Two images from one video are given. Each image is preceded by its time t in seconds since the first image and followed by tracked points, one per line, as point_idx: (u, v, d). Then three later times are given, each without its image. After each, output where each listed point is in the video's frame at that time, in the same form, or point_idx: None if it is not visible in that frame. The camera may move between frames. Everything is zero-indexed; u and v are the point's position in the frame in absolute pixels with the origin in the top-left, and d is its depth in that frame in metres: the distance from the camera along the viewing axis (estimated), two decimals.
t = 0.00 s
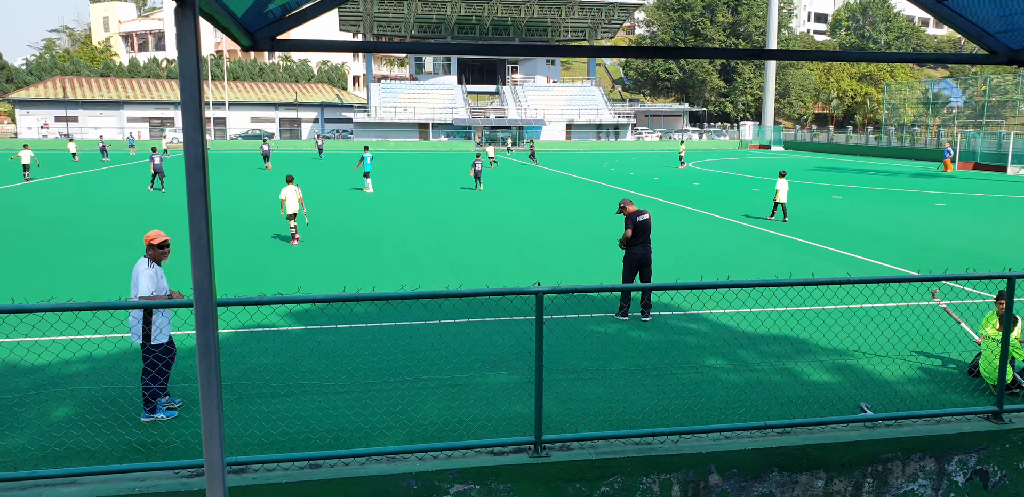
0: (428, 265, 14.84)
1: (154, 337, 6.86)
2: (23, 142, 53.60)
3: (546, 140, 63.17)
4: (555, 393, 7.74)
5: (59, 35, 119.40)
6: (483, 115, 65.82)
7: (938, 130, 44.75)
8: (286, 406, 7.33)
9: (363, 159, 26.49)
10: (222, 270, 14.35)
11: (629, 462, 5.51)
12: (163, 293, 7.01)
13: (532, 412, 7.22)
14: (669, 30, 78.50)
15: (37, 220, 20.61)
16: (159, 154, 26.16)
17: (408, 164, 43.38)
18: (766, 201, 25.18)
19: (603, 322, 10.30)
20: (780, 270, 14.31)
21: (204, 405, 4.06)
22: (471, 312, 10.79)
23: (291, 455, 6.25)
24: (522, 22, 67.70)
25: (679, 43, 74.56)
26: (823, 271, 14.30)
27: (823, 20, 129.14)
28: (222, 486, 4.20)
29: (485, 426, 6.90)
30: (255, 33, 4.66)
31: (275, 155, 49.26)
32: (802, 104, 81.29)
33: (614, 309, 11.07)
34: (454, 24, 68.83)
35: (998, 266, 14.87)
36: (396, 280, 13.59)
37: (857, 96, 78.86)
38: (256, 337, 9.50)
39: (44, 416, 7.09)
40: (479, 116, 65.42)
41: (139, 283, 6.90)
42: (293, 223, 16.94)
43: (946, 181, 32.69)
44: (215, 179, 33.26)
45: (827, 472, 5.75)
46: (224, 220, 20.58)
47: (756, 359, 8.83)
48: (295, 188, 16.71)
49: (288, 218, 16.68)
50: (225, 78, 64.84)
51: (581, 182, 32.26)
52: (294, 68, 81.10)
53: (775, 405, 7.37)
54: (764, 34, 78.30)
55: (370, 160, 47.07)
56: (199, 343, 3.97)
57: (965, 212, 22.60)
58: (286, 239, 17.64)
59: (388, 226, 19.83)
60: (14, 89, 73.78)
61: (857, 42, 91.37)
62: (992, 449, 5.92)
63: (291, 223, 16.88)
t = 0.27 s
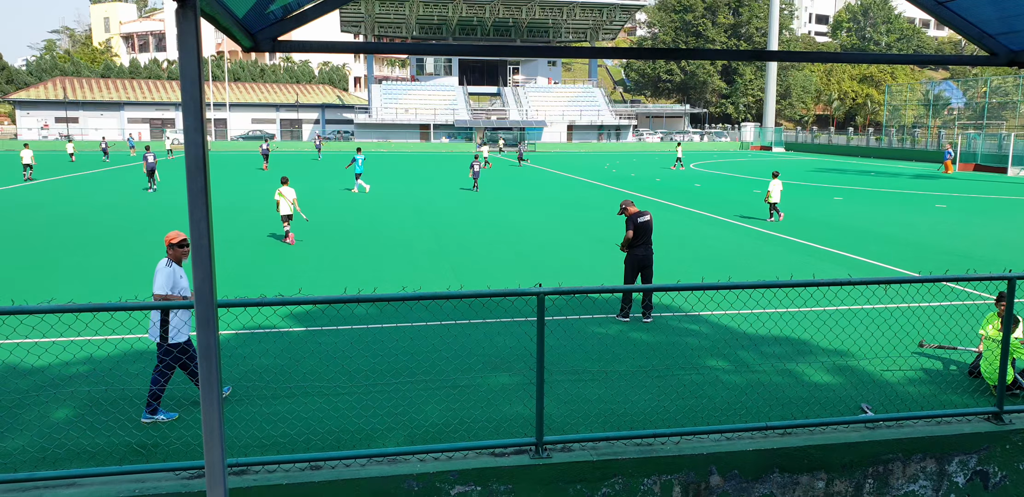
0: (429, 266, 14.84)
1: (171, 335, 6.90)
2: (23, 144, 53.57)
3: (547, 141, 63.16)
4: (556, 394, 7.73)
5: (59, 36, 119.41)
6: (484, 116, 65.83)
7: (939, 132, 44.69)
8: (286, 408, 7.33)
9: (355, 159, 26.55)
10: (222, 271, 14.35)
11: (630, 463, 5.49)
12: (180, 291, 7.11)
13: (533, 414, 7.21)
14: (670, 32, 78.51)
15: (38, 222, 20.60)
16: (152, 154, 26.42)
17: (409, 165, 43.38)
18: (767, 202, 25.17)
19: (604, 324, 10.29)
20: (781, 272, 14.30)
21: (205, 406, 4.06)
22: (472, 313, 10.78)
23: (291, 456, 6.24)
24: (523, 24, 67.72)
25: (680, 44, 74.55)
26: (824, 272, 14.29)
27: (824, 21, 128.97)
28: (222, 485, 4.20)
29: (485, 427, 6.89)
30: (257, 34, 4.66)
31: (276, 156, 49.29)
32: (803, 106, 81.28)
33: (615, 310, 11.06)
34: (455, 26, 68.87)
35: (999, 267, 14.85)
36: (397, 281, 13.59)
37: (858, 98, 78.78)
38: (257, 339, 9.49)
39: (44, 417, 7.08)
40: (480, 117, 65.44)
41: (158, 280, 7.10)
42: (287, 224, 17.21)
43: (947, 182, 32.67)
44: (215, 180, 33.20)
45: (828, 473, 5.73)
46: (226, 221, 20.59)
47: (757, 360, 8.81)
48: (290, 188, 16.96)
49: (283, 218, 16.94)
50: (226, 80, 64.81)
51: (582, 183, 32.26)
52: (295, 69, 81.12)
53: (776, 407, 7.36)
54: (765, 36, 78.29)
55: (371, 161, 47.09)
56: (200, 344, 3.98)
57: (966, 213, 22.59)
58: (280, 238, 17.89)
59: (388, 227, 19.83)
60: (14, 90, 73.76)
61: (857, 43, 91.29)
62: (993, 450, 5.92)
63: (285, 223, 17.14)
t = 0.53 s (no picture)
0: (427, 270, 14.78)
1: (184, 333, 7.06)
2: (21, 146, 53.52)
3: (544, 145, 63.20)
4: (554, 404, 7.68)
5: (58, 38, 119.43)
6: (482, 119, 65.87)
7: (936, 137, 44.77)
8: (282, 417, 7.27)
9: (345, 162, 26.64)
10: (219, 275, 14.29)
11: (628, 476, 5.43)
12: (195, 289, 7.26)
13: (531, 424, 7.15)
14: (668, 36, 78.68)
15: (36, 225, 20.54)
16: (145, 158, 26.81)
17: (407, 169, 43.37)
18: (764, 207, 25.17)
19: (602, 331, 10.25)
20: (779, 278, 14.27)
21: (201, 417, 4.04)
22: (470, 320, 10.73)
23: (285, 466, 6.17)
24: (522, 27, 67.79)
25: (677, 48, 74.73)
26: (823, 278, 14.26)
27: (822, 26, 129.14)
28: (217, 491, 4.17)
29: (483, 437, 6.83)
30: (257, 36, 4.61)
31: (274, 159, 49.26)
32: (800, 110, 81.50)
33: (612, 317, 11.02)
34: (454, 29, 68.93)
35: (996, 274, 14.85)
36: (395, 285, 13.53)
37: (854, 103, 78.97)
38: (253, 345, 9.43)
39: (37, 426, 7.01)
40: (478, 121, 65.47)
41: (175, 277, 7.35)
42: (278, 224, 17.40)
43: (944, 187, 32.72)
44: (214, 183, 33.14)
45: (828, 487, 5.64)
46: (222, 225, 20.53)
47: (756, 369, 8.77)
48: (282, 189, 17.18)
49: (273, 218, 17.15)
50: (224, 82, 64.77)
51: (580, 187, 32.26)
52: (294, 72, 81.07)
53: (775, 417, 7.31)
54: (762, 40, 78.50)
55: (369, 164, 47.07)
56: (196, 354, 3.94)
57: (963, 219, 22.60)
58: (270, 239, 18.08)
59: (385, 231, 19.78)
60: (12, 92, 73.73)
61: (854, 48, 91.58)
62: (994, 463, 5.87)
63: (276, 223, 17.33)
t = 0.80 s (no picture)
0: (428, 288, 14.80)
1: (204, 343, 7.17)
2: (23, 164, 53.71)
3: (544, 163, 63.42)
4: (553, 417, 7.68)
5: (60, 58, 120.20)
6: (482, 138, 66.16)
7: (935, 155, 44.93)
8: (281, 430, 7.27)
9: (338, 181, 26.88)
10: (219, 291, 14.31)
11: (628, 488, 5.44)
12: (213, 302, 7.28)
13: (530, 438, 7.16)
14: (667, 55, 79.16)
15: (37, 242, 20.58)
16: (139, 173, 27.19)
17: (407, 187, 43.50)
18: (764, 225, 25.25)
19: (602, 347, 10.26)
20: (779, 294, 14.30)
21: (201, 428, 4.07)
22: (469, 335, 10.75)
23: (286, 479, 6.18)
24: (522, 47, 68.29)
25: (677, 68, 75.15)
26: (822, 295, 14.31)
27: (820, 46, 129.88)
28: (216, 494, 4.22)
29: (483, 450, 6.84)
30: (257, 56, 4.67)
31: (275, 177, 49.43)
32: (799, 129, 81.80)
33: (612, 333, 11.03)
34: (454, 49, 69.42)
35: (995, 290, 14.90)
36: (395, 302, 13.57)
37: (853, 122, 79.28)
38: (253, 360, 9.44)
39: (37, 440, 7.02)
40: (478, 140, 65.76)
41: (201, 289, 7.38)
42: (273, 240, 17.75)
43: (943, 205, 32.81)
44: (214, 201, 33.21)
45: None
46: (223, 242, 20.58)
47: (756, 383, 8.77)
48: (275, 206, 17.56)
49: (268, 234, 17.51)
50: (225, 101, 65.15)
51: (580, 205, 32.35)
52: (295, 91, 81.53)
53: (774, 431, 7.31)
54: (761, 60, 79.00)
55: (369, 182, 47.23)
56: (196, 365, 3.98)
57: (963, 236, 22.66)
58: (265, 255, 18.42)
59: (385, 248, 19.84)
60: (14, 111, 74.11)
61: (853, 68, 92.11)
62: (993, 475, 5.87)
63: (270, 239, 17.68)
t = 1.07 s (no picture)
0: (426, 289, 14.82)
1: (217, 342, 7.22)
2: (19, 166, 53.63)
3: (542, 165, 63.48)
4: (552, 418, 7.70)
5: (56, 60, 120.12)
6: (480, 140, 66.24)
7: (932, 156, 45.04)
8: (280, 431, 7.29)
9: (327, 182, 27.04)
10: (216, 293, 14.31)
11: (625, 487, 5.47)
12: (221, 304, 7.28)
13: (529, 437, 7.18)
14: (665, 56, 79.23)
15: (34, 244, 20.56)
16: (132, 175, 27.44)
17: (405, 188, 43.56)
18: (760, 226, 25.32)
19: (600, 347, 10.29)
20: (776, 295, 14.34)
21: (199, 427, 4.09)
22: (468, 336, 10.78)
23: (285, 479, 6.19)
24: (519, 48, 68.35)
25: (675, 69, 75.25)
26: (820, 295, 14.35)
27: (817, 47, 130.03)
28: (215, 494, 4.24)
29: (481, 451, 6.86)
30: (254, 58, 4.69)
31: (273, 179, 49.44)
32: (797, 130, 81.94)
33: (610, 334, 11.06)
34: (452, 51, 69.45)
35: (992, 290, 14.96)
36: (393, 303, 13.60)
37: (851, 123, 79.46)
38: (252, 362, 9.45)
39: (36, 441, 7.04)
40: (476, 141, 65.85)
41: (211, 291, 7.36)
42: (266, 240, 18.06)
43: (940, 206, 32.92)
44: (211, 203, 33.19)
45: None
46: (220, 244, 20.60)
47: (753, 383, 8.81)
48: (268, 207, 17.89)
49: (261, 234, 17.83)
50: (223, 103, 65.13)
51: (577, 207, 32.42)
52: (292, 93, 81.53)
53: (771, 430, 7.34)
54: (759, 61, 79.13)
55: (367, 184, 47.27)
56: (194, 367, 4.01)
57: (959, 237, 22.73)
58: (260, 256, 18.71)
59: (384, 249, 19.86)
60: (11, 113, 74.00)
61: (850, 69, 92.27)
62: (988, 473, 5.90)
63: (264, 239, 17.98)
